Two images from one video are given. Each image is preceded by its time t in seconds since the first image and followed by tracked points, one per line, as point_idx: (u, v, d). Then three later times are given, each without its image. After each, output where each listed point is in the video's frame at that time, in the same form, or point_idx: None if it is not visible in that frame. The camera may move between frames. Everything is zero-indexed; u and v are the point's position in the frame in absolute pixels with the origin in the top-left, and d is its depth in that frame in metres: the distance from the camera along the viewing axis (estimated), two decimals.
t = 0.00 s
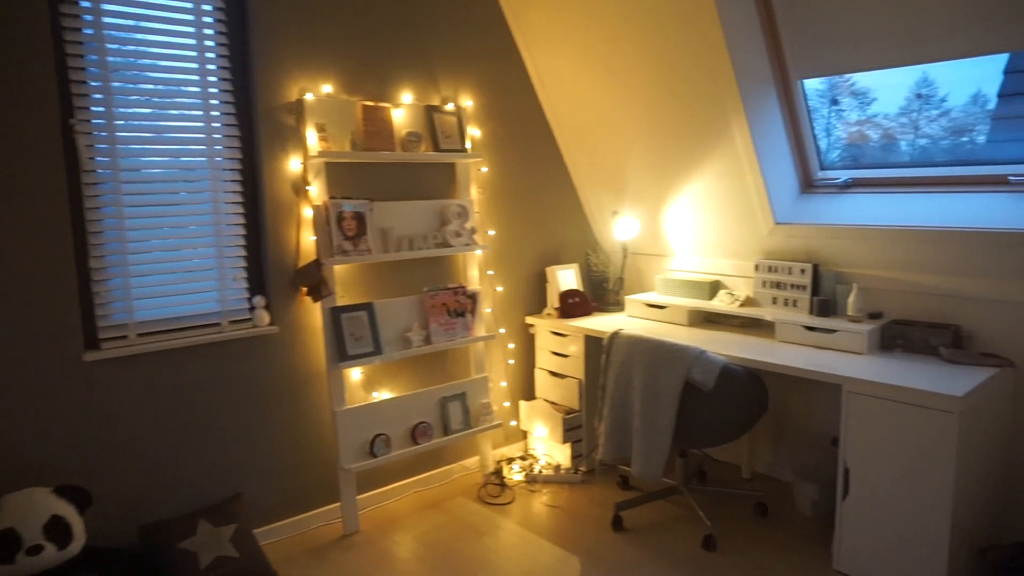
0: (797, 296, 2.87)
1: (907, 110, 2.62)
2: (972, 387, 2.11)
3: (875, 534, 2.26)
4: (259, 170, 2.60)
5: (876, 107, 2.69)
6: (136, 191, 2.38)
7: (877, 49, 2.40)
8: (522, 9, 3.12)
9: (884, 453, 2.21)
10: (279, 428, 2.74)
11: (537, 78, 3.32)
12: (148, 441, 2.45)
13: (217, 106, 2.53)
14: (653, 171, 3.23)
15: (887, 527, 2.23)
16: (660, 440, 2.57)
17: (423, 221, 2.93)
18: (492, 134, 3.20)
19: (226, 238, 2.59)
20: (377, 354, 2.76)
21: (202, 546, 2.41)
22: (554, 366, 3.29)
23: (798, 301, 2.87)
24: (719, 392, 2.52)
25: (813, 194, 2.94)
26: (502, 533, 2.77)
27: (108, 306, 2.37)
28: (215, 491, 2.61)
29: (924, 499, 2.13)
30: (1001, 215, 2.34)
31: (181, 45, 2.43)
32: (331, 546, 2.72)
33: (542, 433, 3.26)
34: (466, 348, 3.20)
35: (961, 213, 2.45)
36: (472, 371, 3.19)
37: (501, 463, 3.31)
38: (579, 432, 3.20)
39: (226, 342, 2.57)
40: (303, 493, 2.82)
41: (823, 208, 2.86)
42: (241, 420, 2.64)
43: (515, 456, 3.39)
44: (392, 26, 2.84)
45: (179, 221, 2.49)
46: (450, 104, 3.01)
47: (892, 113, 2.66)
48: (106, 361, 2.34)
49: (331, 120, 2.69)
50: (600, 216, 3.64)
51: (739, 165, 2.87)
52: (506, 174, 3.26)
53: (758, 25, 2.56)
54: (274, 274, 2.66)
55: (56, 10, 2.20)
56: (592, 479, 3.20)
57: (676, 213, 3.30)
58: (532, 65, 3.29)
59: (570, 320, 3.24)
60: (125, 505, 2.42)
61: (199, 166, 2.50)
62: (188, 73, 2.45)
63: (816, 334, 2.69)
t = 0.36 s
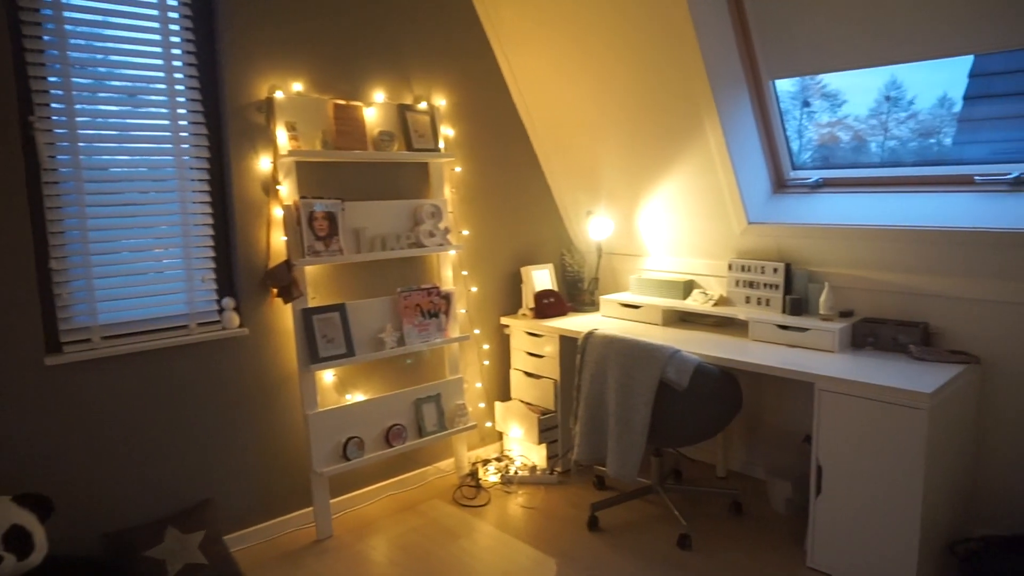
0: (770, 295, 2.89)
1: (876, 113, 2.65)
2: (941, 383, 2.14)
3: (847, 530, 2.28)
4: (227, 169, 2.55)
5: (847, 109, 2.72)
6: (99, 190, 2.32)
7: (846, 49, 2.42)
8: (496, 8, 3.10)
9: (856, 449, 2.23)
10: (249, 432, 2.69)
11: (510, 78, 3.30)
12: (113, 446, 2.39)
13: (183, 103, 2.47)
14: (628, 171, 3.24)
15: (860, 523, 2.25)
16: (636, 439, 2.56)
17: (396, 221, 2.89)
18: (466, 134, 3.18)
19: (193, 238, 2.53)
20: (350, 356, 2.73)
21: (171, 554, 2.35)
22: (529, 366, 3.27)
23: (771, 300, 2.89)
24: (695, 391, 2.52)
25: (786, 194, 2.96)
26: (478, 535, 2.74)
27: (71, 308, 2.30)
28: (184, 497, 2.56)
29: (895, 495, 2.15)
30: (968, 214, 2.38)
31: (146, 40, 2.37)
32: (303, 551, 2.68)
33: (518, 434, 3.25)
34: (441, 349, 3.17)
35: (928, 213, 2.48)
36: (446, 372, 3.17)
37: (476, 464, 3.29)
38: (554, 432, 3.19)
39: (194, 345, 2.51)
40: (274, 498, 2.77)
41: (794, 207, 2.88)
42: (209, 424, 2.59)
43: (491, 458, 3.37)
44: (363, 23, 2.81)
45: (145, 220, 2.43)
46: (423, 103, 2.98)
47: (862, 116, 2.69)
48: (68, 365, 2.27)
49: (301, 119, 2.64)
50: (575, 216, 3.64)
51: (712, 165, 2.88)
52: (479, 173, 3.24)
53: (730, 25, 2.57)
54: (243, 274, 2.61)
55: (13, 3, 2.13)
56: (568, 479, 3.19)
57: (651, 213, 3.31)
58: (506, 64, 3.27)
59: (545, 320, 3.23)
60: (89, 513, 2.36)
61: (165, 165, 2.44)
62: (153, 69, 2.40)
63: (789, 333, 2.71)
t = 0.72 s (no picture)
0: (746, 293, 2.91)
1: (852, 115, 2.67)
2: (913, 380, 2.16)
3: (822, 526, 2.30)
4: (199, 167, 2.51)
5: (824, 111, 2.74)
6: (66, 188, 2.27)
7: (820, 49, 2.45)
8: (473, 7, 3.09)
9: (830, 446, 2.25)
10: (223, 435, 2.65)
11: (488, 77, 3.30)
12: (81, 449, 2.34)
13: (154, 100, 2.42)
14: (605, 170, 3.24)
15: (834, 519, 2.26)
16: (613, 438, 2.56)
17: (372, 221, 2.87)
18: (443, 133, 3.16)
19: (165, 238, 2.48)
20: (325, 357, 2.70)
21: (142, 560, 2.30)
22: (507, 366, 3.26)
23: (747, 298, 2.90)
24: (672, 390, 2.52)
25: (761, 193, 2.98)
26: (456, 536, 2.72)
27: (36, 309, 2.25)
28: (155, 501, 2.51)
29: (869, 491, 2.17)
30: (939, 213, 2.42)
31: (114, 36, 2.33)
32: (278, 554, 2.64)
33: (496, 434, 3.24)
34: (418, 349, 3.15)
35: (901, 212, 2.51)
36: (424, 372, 3.15)
37: (455, 465, 3.28)
38: (533, 432, 3.18)
39: (165, 346, 2.46)
40: (249, 501, 2.73)
41: (770, 206, 2.91)
42: (182, 426, 2.55)
43: (469, 459, 3.35)
44: (338, 21, 2.79)
45: (114, 219, 2.38)
46: (399, 102, 2.97)
47: (839, 117, 2.71)
48: (33, 367, 2.22)
49: (275, 117, 2.61)
50: (553, 215, 3.64)
51: (688, 164, 2.89)
52: (457, 173, 3.22)
53: (705, 24, 2.59)
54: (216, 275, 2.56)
55: None
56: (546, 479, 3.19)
57: (628, 212, 3.32)
58: (483, 63, 3.26)
59: (522, 320, 3.23)
60: (56, 518, 2.31)
61: (134, 163, 2.39)
62: (122, 65, 2.35)
63: (764, 331, 2.73)
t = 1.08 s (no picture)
0: (716, 292, 2.93)
1: (823, 118, 2.70)
2: (879, 376, 2.19)
3: (792, 522, 2.32)
4: (163, 166, 2.45)
5: (795, 113, 2.76)
6: (24, 187, 2.20)
7: (789, 48, 2.48)
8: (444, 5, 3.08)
9: (799, 443, 2.27)
10: (189, 438, 2.60)
11: (459, 77, 3.29)
12: (40, 455, 2.27)
13: (115, 97, 2.36)
14: (577, 170, 3.24)
15: (803, 515, 2.28)
16: (585, 437, 2.56)
17: (342, 220, 2.84)
18: (413, 132, 3.14)
19: (128, 238, 2.42)
20: (294, 358, 2.67)
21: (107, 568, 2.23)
22: (480, 366, 3.25)
23: (717, 297, 2.92)
24: (644, 389, 2.52)
25: (731, 193, 3.01)
26: (429, 539, 2.70)
27: None
28: (119, 507, 2.45)
29: (838, 487, 2.19)
30: (905, 211, 2.46)
31: (74, 30, 2.26)
32: (247, 559, 2.60)
33: (469, 435, 3.22)
34: (390, 350, 3.13)
35: (868, 211, 2.54)
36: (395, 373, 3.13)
37: (427, 467, 3.25)
38: (506, 432, 3.17)
39: (129, 348, 2.41)
40: (216, 506, 2.68)
41: (740, 205, 2.93)
42: (146, 430, 2.49)
43: (442, 460, 3.33)
44: (306, 18, 2.75)
45: (75, 219, 2.31)
46: (369, 100, 2.94)
47: (810, 120, 2.74)
48: None
49: (241, 115, 2.57)
50: (525, 215, 3.63)
51: (659, 164, 2.91)
52: (428, 172, 3.21)
53: (675, 24, 2.61)
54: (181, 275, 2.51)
55: None
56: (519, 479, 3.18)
57: (600, 212, 3.32)
58: (455, 63, 3.25)
59: (495, 320, 3.22)
60: (15, 526, 2.24)
61: (96, 161, 2.33)
62: (82, 61, 2.28)
63: (734, 329, 2.75)
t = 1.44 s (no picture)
0: (687, 291, 2.95)
1: (792, 120, 2.73)
2: (846, 372, 2.22)
3: (761, 518, 2.34)
4: (125, 165, 2.39)
5: (764, 115, 2.79)
6: None
7: (758, 47, 2.51)
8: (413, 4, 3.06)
9: (768, 440, 2.29)
10: (153, 444, 2.54)
11: (429, 76, 3.27)
12: None
13: (74, 94, 2.30)
14: (548, 169, 3.24)
15: (774, 511, 2.30)
16: (557, 437, 2.55)
17: (310, 220, 2.81)
18: (383, 131, 3.12)
19: (88, 238, 2.36)
20: (261, 361, 2.62)
21: None
22: (451, 367, 3.23)
23: (688, 296, 2.95)
24: (616, 388, 2.53)
25: (701, 192, 3.03)
26: (400, 542, 2.67)
27: None
28: (80, 515, 2.38)
29: (806, 482, 2.21)
30: (870, 210, 2.49)
31: (30, 25, 2.20)
32: (214, 566, 2.54)
33: (441, 437, 3.21)
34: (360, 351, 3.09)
35: (834, 210, 2.58)
36: (366, 375, 3.09)
37: (399, 469, 3.23)
38: (478, 433, 3.16)
39: (90, 352, 2.34)
40: (182, 512, 2.63)
41: (709, 205, 2.96)
42: (108, 436, 2.42)
43: (414, 462, 3.31)
44: (272, 15, 2.71)
45: (32, 219, 2.24)
46: (337, 99, 2.91)
47: (778, 122, 2.76)
48: None
49: (206, 112, 2.51)
50: (496, 215, 3.62)
51: (629, 164, 2.92)
52: (397, 172, 3.18)
53: (643, 24, 2.63)
54: (144, 277, 2.45)
55: None
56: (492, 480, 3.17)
57: (571, 212, 3.33)
58: (424, 62, 3.23)
59: (466, 320, 3.20)
60: None
61: (54, 160, 2.27)
62: (39, 56, 2.22)
63: (704, 328, 2.77)
